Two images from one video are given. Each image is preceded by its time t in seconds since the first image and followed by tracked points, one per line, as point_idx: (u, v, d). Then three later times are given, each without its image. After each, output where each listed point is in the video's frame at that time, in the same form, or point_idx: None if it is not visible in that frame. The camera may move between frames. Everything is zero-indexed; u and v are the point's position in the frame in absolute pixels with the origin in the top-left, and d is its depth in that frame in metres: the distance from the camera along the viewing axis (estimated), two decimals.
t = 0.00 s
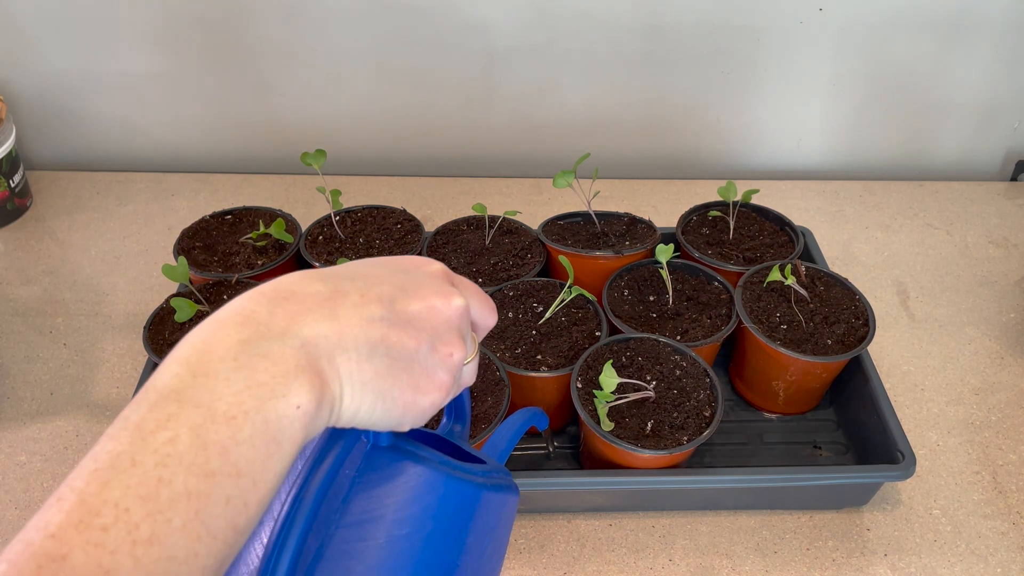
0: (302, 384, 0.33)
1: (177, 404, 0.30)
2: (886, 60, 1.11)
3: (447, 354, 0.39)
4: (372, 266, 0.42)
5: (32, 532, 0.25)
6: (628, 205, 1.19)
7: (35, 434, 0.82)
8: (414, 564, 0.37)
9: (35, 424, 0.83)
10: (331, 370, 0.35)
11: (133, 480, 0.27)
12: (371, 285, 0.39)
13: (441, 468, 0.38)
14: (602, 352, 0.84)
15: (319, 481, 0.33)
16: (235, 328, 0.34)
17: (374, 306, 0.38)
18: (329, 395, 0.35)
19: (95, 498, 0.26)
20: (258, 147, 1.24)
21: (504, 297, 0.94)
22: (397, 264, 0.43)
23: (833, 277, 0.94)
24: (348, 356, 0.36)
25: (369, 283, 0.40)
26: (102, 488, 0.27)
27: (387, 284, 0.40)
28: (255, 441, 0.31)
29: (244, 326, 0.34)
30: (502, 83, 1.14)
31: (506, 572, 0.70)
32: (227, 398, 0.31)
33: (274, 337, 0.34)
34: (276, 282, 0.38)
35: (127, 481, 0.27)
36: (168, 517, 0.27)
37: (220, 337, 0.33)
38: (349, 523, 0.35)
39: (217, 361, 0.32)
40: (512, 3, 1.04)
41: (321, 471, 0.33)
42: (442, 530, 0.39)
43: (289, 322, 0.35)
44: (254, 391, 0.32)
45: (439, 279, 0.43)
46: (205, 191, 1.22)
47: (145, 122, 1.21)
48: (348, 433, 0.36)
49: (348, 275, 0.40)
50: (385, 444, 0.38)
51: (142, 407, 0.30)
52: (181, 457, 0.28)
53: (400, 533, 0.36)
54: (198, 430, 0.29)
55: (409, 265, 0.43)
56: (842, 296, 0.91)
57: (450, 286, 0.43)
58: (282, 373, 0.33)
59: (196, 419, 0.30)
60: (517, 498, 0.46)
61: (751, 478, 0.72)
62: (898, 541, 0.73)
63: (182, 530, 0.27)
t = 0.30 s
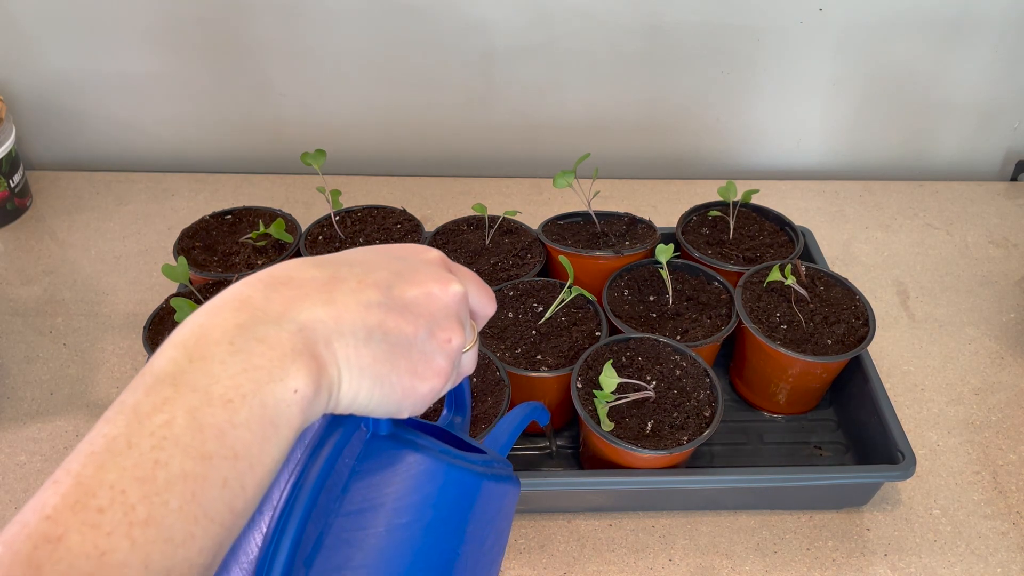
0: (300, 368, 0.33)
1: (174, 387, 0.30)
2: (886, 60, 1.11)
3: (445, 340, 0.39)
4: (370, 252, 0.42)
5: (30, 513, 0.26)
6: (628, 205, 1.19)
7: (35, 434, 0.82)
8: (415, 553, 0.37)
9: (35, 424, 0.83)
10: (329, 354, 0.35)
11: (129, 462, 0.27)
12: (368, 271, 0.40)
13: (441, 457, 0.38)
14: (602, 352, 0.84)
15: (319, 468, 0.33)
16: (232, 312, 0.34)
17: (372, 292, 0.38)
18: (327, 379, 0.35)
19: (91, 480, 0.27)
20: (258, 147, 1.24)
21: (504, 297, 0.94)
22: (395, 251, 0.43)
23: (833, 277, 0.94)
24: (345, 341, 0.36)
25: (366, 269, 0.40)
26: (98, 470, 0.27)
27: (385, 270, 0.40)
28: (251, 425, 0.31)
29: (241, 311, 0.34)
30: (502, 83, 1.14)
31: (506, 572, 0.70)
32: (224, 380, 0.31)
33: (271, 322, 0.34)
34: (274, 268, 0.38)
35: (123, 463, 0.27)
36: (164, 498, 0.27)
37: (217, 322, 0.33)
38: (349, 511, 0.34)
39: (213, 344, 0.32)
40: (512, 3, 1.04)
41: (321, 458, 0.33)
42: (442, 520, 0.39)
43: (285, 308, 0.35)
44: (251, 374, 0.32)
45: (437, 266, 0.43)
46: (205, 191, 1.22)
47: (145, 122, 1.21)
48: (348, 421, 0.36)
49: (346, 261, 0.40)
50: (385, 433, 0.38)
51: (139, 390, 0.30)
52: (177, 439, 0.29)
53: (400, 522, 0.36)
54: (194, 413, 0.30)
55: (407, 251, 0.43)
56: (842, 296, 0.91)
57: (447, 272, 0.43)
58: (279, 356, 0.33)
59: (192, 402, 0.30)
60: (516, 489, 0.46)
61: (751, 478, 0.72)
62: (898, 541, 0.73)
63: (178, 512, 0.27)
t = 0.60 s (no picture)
0: (296, 353, 0.33)
1: (170, 371, 0.30)
2: (886, 60, 1.11)
3: (443, 328, 0.39)
4: (367, 241, 0.42)
5: (28, 498, 0.26)
6: (628, 205, 1.19)
7: (35, 434, 0.82)
8: (416, 543, 0.38)
9: (35, 424, 0.83)
10: (326, 340, 0.35)
11: (126, 446, 0.27)
12: (365, 259, 0.40)
13: (439, 447, 0.39)
14: (602, 352, 0.84)
15: (317, 457, 0.34)
16: (228, 299, 0.34)
17: (369, 279, 0.38)
18: (324, 365, 0.35)
19: (88, 464, 0.27)
20: (258, 147, 1.24)
21: (504, 297, 0.94)
22: (392, 240, 0.43)
23: (833, 277, 0.94)
24: (343, 327, 0.36)
25: (363, 257, 0.40)
26: (95, 455, 0.27)
27: (382, 258, 0.40)
28: (249, 410, 0.31)
29: (237, 297, 0.34)
30: (502, 82, 1.14)
31: (506, 572, 0.70)
32: (221, 365, 0.31)
33: (267, 308, 0.34)
34: (271, 255, 0.38)
35: (120, 447, 0.27)
36: (162, 482, 0.27)
37: (213, 307, 0.33)
38: (348, 500, 0.36)
39: (210, 330, 0.32)
40: (513, 3, 1.04)
41: (320, 446, 0.35)
42: (443, 509, 0.39)
43: (282, 294, 0.35)
44: (248, 360, 0.32)
45: (434, 255, 0.43)
46: (206, 191, 1.22)
47: (145, 122, 1.21)
48: (347, 408, 0.37)
49: (343, 249, 0.40)
50: (384, 423, 0.39)
51: (136, 375, 0.30)
52: (174, 423, 0.29)
53: (399, 511, 0.37)
54: (191, 399, 0.30)
55: (404, 240, 0.44)
56: (842, 296, 0.91)
57: (444, 260, 0.43)
58: (276, 342, 0.33)
59: (189, 387, 0.30)
60: (517, 480, 0.47)
61: (751, 478, 0.72)
62: (898, 541, 0.73)
63: (175, 496, 0.27)
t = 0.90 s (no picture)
0: (298, 335, 0.34)
1: (174, 351, 0.31)
2: (886, 60, 1.11)
3: (445, 313, 0.40)
4: (370, 229, 0.43)
5: (32, 474, 0.27)
6: (628, 205, 1.19)
7: (35, 435, 0.82)
8: (418, 532, 0.39)
9: (35, 424, 0.83)
10: (329, 322, 0.36)
11: (129, 424, 0.28)
12: (368, 246, 0.40)
13: (440, 438, 0.40)
14: (602, 352, 0.84)
15: (320, 446, 0.35)
16: (233, 282, 0.35)
17: (371, 264, 0.39)
18: (327, 347, 0.36)
19: (92, 441, 0.27)
20: (259, 147, 1.24)
21: (504, 297, 0.94)
22: (395, 228, 0.44)
23: (833, 277, 0.94)
24: (345, 310, 0.37)
25: (366, 244, 0.40)
26: (99, 432, 0.28)
27: (385, 245, 0.41)
28: (251, 388, 0.32)
29: (241, 281, 0.35)
30: (502, 82, 1.14)
31: (506, 571, 0.70)
32: (223, 345, 0.32)
33: (271, 291, 0.35)
34: (275, 241, 0.39)
35: (124, 424, 0.28)
36: (165, 459, 0.28)
37: (217, 290, 0.34)
38: (350, 490, 0.37)
39: (214, 312, 0.33)
40: (513, 2, 1.04)
41: (322, 435, 0.35)
42: (445, 499, 0.40)
43: (286, 278, 0.36)
44: (251, 340, 0.33)
45: (436, 243, 0.44)
46: (206, 191, 1.21)
47: (145, 122, 1.21)
48: (351, 395, 0.38)
49: (346, 236, 0.41)
50: (386, 413, 0.40)
51: (140, 354, 0.31)
52: (178, 401, 0.30)
53: (401, 501, 0.38)
54: (194, 377, 0.31)
55: (407, 229, 0.44)
56: (842, 296, 0.91)
57: (446, 248, 0.44)
58: (279, 324, 0.34)
59: (193, 366, 0.31)
60: (516, 472, 0.48)
61: (751, 478, 0.72)
62: (898, 541, 0.73)
63: (178, 472, 0.28)
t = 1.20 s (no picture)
0: (308, 310, 0.35)
1: (183, 325, 0.32)
2: (885, 60, 1.11)
3: (453, 294, 0.41)
4: (378, 215, 0.44)
5: (46, 441, 0.27)
6: (628, 204, 1.19)
7: (35, 435, 0.81)
8: (426, 515, 0.39)
9: (35, 424, 0.83)
10: (338, 299, 0.37)
11: (140, 395, 0.29)
12: (377, 229, 0.42)
13: (447, 423, 0.41)
14: (602, 352, 0.84)
15: (328, 427, 0.35)
16: (243, 259, 0.35)
17: (380, 245, 0.40)
18: (336, 323, 0.36)
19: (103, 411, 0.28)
20: (258, 147, 1.24)
21: (504, 297, 0.94)
22: (402, 215, 0.46)
23: (833, 277, 0.94)
24: (354, 288, 0.37)
25: (374, 227, 0.42)
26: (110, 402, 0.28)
27: (392, 229, 0.42)
28: (262, 362, 0.33)
29: (251, 259, 0.36)
30: (502, 82, 1.13)
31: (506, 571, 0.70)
32: (233, 320, 0.33)
33: (280, 268, 0.36)
34: (285, 224, 0.40)
35: (135, 394, 0.29)
36: (176, 428, 0.29)
37: (228, 268, 0.35)
38: (358, 473, 0.38)
39: (224, 288, 0.34)
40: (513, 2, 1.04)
41: (332, 416, 0.36)
42: (452, 484, 0.41)
43: (295, 256, 0.37)
44: (260, 315, 0.34)
45: (443, 229, 0.45)
46: (205, 191, 1.21)
47: (145, 122, 1.21)
48: (359, 376, 0.39)
49: (354, 220, 0.42)
50: (394, 398, 0.40)
51: (152, 330, 0.32)
52: (189, 372, 0.30)
53: (408, 483, 0.39)
54: (205, 350, 0.31)
55: (413, 215, 0.46)
56: (842, 296, 0.91)
57: (453, 233, 0.45)
58: (288, 300, 0.35)
59: (203, 339, 0.31)
60: (522, 464, 0.49)
61: (751, 477, 0.72)
62: (897, 541, 0.73)
63: (189, 442, 0.29)
